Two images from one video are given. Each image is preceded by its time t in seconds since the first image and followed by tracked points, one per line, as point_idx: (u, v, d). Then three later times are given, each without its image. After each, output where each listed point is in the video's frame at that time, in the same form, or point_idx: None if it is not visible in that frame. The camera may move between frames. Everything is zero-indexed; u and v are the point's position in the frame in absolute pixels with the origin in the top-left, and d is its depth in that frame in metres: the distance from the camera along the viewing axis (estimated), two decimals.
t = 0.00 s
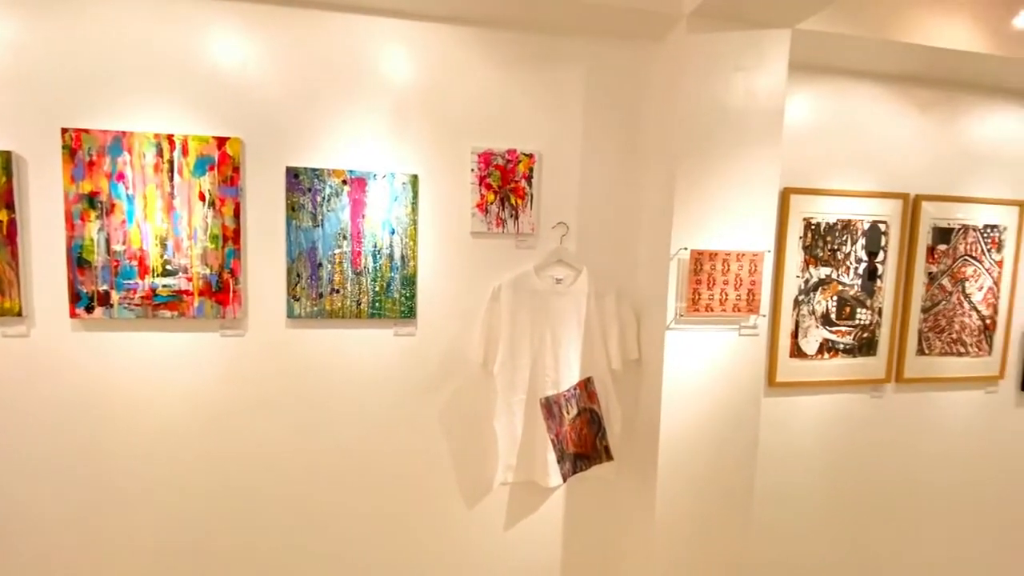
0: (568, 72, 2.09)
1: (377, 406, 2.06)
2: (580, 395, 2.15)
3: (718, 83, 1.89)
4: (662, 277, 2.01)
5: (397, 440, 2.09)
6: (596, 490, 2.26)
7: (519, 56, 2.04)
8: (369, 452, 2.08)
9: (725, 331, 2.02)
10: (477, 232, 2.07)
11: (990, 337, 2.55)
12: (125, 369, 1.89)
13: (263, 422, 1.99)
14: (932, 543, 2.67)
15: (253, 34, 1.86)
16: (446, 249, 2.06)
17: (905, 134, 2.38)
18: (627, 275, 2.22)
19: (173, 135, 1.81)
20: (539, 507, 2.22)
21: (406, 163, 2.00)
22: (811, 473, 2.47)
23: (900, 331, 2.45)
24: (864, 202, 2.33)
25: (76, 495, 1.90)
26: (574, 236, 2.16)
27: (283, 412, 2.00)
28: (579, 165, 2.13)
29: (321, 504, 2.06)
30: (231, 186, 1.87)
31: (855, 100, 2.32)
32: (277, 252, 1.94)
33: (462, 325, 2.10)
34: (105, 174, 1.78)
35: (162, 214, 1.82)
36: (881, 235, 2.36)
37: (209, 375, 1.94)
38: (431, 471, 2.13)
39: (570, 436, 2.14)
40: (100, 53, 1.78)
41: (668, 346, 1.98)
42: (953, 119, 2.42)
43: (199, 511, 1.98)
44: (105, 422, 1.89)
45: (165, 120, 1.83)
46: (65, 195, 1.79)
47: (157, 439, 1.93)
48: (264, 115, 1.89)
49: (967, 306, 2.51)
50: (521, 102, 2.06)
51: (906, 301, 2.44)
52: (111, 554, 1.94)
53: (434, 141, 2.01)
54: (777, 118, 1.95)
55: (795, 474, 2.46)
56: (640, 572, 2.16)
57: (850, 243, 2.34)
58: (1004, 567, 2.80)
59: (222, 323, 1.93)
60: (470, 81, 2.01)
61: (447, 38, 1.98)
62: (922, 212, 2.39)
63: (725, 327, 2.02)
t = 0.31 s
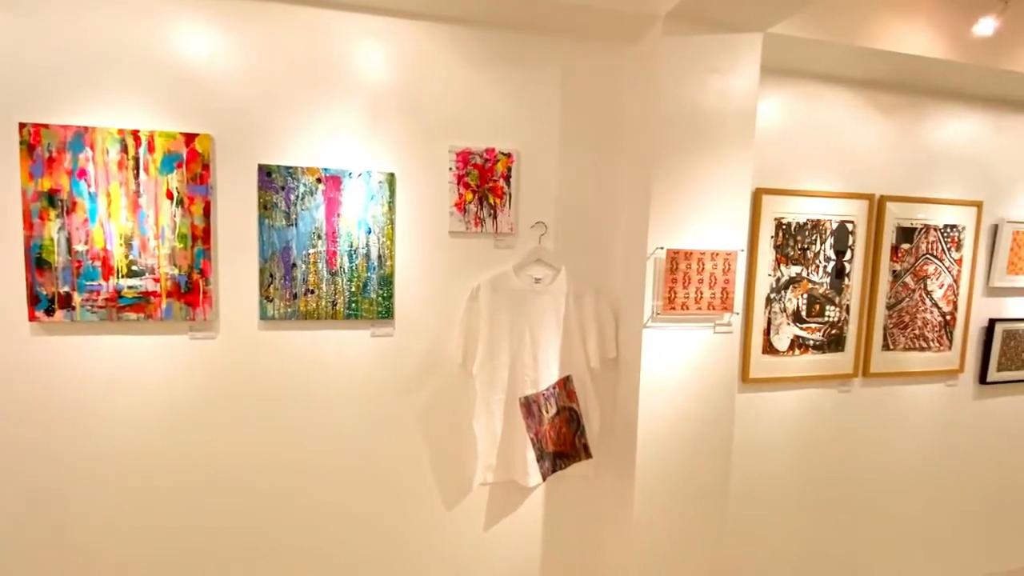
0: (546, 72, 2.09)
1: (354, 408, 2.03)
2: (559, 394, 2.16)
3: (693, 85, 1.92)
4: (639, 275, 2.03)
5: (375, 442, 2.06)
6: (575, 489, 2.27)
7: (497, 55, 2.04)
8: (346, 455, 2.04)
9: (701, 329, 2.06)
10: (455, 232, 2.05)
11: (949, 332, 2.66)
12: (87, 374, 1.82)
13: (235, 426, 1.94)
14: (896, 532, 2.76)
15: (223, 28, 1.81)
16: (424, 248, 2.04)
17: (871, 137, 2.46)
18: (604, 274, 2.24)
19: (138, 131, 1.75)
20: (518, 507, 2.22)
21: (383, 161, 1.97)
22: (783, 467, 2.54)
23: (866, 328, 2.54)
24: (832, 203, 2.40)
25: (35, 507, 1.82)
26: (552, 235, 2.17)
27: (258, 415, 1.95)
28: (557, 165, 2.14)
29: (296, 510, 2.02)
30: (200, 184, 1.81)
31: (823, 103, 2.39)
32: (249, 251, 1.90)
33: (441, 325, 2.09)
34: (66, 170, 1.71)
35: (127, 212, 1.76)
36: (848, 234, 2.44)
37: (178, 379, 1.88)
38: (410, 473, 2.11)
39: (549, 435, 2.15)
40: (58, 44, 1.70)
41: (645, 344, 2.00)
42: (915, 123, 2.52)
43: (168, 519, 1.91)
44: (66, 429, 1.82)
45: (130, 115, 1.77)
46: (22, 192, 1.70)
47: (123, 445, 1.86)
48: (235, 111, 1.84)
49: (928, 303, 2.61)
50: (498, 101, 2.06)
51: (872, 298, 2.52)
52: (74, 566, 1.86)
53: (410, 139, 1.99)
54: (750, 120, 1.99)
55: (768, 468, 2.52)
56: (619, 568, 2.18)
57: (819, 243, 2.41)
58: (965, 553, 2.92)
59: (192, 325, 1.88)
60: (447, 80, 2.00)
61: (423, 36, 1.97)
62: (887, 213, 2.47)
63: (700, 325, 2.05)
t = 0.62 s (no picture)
0: (524, 71, 2.09)
1: (332, 411, 2.00)
2: (539, 393, 2.17)
3: (669, 86, 1.95)
4: (617, 274, 2.05)
5: (353, 445, 2.03)
6: (555, 487, 2.28)
7: (475, 53, 2.03)
8: (323, 458, 2.01)
9: (678, 327, 2.09)
10: (434, 231, 2.04)
11: (913, 328, 2.76)
12: (49, 379, 1.74)
13: (208, 431, 1.89)
14: (865, 522, 2.86)
15: (192, 21, 1.76)
16: (402, 248, 2.02)
17: (839, 139, 2.54)
18: (583, 273, 2.25)
19: (103, 127, 1.69)
20: (499, 507, 2.22)
21: (360, 159, 1.94)
22: (758, 461, 2.60)
23: (836, 324, 2.61)
24: (803, 203, 2.47)
25: None
26: (532, 235, 2.17)
27: (232, 420, 1.91)
28: (536, 164, 2.15)
29: (271, 515, 1.97)
30: (169, 182, 1.76)
31: (795, 106, 2.45)
32: (221, 251, 1.85)
33: (420, 325, 2.07)
34: (25, 167, 1.64)
35: (91, 211, 1.69)
36: (819, 234, 2.51)
37: (147, 383, 1.82)
38: (389, 475, 2.08)
39: (529, 434, 2.15)
40: (15, 34, 1.62)
41: (623, 342, 2.03)
42: (880, 126, 2.60)
43: (137, 528, 1.85)
44: (26, 438, 1.74)
45: (93, 109, 1.70)
46: None
47: (88, 453, 1.79)
48: (206, 107, 1.79)
49: (894, 300, 2.70)
50: (477, 100, 2.05)
51: (841, 296, 2.60)
52: None
53: (388, 138, 1.97)
54: (725, 122, 2.03)
55: (743, 463, 2.57)
56: (599, 565, 2.20)
57: (790, 242, 2.47)
58: (929, 542, 3.03)
59: (161, 328, 1.82)
60: (425, 77, 1.98)
61: (401, 33, 1.94)
62: (855, 213, 2.55)
63: (677, 323, 2.09)
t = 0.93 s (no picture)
0: (502, 70, 2.09)
1: (307, 414, 1.96)
2: (518, 392, 2.17)
3: (645, 88, 1.97)
4: (594, 273, 2.06)
5: (329, 448, 2.00)
6: (534, 485, 2.29)
7: (452, 52, 2.02)
8: (299, 463, 1.97)
9: (654, 325, 2.12)
10: (411, 230, 2.02)
11: (878, 324, 2.86)
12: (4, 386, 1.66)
13: (176, 437, 1.83)
14: (834, 513, 2.95)
15: (158, 14, 1.70)
16: (379, 248, 1.99)
17: (808, 141, 2.61)
18: (562, 272, 2.26)
19: (61, 122, 1.61)
20: (477, 507, 2.21)
21: (335, 157, 1.91)
22: (732, 455, 2.65)
23: (805, 321, 2.69)
24: (774, 203, 2.53)
25: None
26: (510, 234, 2.17)
27: (202, 425, 1.85)
28: (513, 164, 2.14)
29: (245, 522, 1.92)
30: (134, 179, 1.69)
31: (765, 108, 2.51)
32: (190, 251, 1.79)
33: (397, 326, 2.05)
34: None
35: (50, 209, 1.62)
36: (789, 233, 2.58)
37: (112, 388, 1.75)
38: (367, 478, 2.05)
39: (509, 433, 2.16)
40: None
41: (601, 341, 2.04)
42: (846, 129, 2.69)
43: (101, 539, 1.78)
44: None
45: (51, 103, 1.62)
46: None
47: (46, 462, 1.71)
48: (172, 102, 1.73)
49: (859, 297, 2.80)
50: (454, 98, 2.04)
51: (810, 294, 2.67)
52: None
53: (364, 136, 1.94)
54: (699, 123, 2.06)
55: (718, 457, 2.63)
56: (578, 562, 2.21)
57: (762, 241, 2.53)
58: (893, 530, 3.15)
59: (127, 331, 1.75)
60: (401, 75, 1.96)
61: (376, 29, 1.92)
62: (822, 213, 2.63)
63: (653, 321, 2.12)
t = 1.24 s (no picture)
0: (481, 69, 2.08)
1: (284, 417, 1.92)
2: (499, 392, 2.17)
3: (623, 89, 1.99)
4: (575, 273, 2.07)
5: (307, 451, 1.96)
6: (515, 485, 2.29)
7: (431, 50, 2.00)
8: (276, 467, 1.93)
9: (634, 323, 2.14)
10: (390, 230, 2.00)
11: (848, 321, 2.95)
12: None
13: (147, 443, 1.77)
14: (807, 505, 3.03)
15: (125, 6, 1.64)
16: (357, 247, 1.97)
17: (781, 143, 2.68)
18: (542, 272, 2.26)
19: (22, 116, 1.55)
20: (458, 508, 2.20)
21: (311, 156, 1.88)
22: (709, 451, 2.70)
23: (779, 319, 2.76)
24: (749, 204, 2.59)
25: None
26: (490, 234, 2.17)
27: (174, 430, 1.80)
28: (493, 163, 2.14)
29: (219, 528, 1.88)
30: (100, 177, 1.63)
31: (740, 110, 2.56)
32: (160, 251, 1.74)
33: (377, 326, 2.02)
34: None
35: (9, 207, 1.55)
36: (763, 233, 2.64)
37: (77, 394, 1.69)
38: (346, 481, 2.02)
39: (490, 433, 2.15)
40: None
41: (582, 340, 2.05)
42: (817, 131, 2.76)
43: (66, 550, 1.71)
44: None
45: (11, 97, 1.55)
46: None
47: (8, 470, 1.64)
48: (141, 97, 1.68)
49: (831, 295, 2.88)
50: (434, 97, 2.02)
51: (784, 292, 2.74)
52: None
53: (341, 134, 1.91)
54: (677, 124, 2.09)
55: (696, 453, 2.67)
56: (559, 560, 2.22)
57: (737, 241, 2.59)
58: (863, 520, 3.25)
59: (94, 334, 1.69)
60: (380, 72, 1.94)
61: (354, 26, 1.89)
62: (795, 213, 2.70)
63: (632, 320, 2.14)
